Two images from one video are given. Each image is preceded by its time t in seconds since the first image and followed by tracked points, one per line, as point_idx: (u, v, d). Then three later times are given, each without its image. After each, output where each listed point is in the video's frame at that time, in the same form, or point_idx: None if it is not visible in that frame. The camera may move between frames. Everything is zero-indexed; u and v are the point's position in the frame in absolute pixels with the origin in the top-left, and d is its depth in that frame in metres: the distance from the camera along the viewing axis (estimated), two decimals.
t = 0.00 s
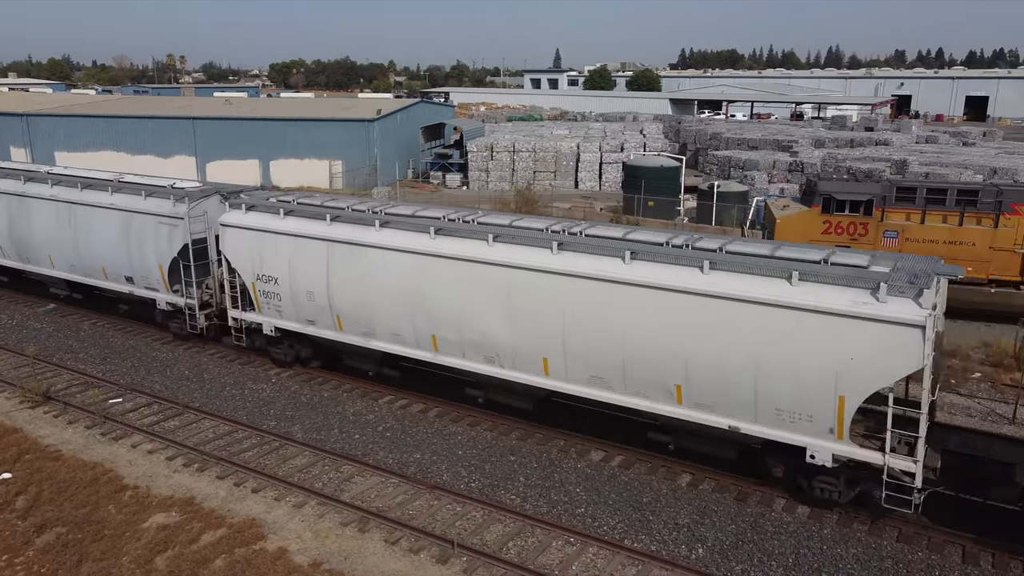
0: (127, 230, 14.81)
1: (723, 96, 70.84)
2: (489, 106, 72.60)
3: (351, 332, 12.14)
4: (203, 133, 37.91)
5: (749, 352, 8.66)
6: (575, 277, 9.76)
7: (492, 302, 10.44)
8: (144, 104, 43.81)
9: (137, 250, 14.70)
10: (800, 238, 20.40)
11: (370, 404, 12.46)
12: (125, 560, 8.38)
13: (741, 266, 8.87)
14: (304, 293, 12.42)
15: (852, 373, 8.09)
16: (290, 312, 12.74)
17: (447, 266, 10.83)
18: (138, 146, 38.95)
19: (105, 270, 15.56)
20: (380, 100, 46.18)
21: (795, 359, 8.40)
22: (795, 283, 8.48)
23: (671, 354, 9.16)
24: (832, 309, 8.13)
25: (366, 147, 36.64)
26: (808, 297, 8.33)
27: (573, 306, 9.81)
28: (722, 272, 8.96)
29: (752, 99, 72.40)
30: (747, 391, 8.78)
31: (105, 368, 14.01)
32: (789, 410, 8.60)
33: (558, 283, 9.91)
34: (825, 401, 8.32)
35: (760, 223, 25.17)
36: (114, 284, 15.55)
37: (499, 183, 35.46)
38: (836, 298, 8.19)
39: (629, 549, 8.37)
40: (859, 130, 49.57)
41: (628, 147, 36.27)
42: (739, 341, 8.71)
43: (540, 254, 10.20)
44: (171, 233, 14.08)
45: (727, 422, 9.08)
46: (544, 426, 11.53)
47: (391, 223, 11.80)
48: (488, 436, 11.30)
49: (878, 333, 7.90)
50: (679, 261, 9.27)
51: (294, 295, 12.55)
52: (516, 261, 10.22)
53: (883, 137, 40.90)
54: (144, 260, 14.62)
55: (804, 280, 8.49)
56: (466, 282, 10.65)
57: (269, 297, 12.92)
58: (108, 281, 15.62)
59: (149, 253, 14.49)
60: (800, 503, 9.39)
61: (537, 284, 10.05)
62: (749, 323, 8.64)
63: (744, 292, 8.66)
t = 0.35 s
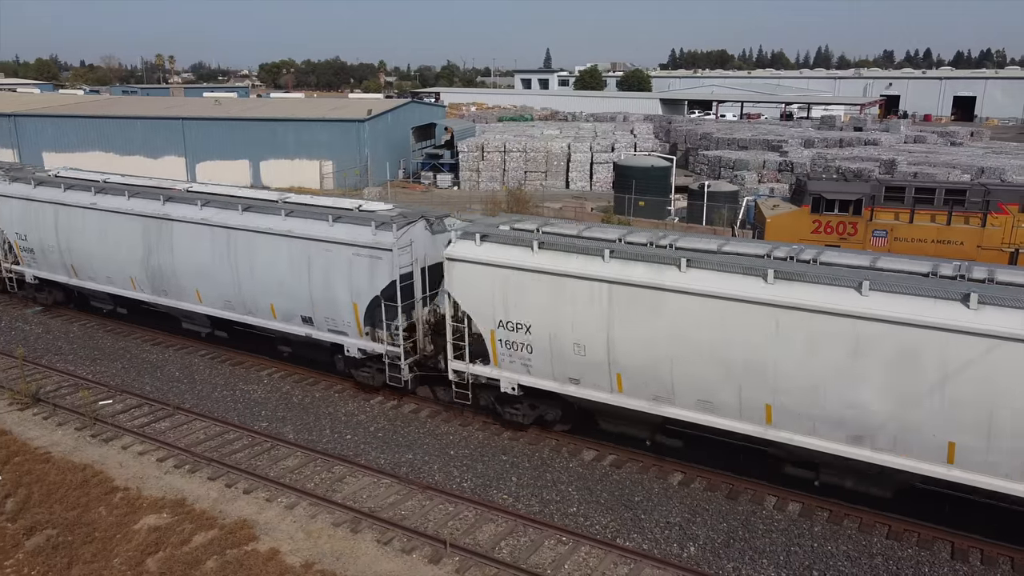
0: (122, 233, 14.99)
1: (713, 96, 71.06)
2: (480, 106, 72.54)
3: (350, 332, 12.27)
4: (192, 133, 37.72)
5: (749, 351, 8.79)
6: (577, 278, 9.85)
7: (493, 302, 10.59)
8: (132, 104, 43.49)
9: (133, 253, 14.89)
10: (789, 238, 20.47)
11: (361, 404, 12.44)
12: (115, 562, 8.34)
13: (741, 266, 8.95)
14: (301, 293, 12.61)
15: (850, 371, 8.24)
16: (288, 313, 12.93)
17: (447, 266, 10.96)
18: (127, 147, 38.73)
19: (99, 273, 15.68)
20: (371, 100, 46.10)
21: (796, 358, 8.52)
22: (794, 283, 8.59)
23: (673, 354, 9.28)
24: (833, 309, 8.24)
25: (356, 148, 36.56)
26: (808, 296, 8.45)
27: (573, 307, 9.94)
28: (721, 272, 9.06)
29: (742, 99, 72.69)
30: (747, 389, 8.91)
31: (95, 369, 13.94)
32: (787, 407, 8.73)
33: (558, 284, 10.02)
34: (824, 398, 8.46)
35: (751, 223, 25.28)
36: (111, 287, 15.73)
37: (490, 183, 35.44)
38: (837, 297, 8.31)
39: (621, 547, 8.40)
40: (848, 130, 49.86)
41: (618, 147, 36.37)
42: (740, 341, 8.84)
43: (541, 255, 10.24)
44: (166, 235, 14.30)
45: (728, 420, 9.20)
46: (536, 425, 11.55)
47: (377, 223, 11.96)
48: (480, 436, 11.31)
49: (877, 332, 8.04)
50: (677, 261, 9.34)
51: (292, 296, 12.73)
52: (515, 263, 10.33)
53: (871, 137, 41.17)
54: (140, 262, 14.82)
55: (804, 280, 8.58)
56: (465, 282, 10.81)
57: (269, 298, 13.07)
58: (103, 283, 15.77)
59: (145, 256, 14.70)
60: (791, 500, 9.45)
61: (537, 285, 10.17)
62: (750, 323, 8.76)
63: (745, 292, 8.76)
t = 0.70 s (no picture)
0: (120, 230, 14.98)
1: (711, 97, 71.16)
2: (478, 106, 72.58)
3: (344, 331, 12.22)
4: (190, 134, 37.68)
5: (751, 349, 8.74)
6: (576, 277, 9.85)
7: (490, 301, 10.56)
8: (130, 104, 43.44)
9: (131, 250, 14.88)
10: (786, 238, 20.50)
11: (360, 405, 12.43)
12: (114, 563, 8.33)
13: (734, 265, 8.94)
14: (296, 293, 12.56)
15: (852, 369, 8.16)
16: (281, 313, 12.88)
17: (444, 266, 10.93)
18: (126, 147, 38.68)
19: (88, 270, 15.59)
20: (370, 100, 46.11)
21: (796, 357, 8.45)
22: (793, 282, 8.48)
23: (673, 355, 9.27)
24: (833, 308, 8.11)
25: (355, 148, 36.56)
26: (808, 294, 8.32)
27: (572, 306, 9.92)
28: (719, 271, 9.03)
29: (740, 99, 72.82)
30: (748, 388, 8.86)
31: (93, 370, 13.92)
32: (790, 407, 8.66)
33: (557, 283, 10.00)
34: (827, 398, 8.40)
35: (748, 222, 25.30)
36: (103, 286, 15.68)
37: (489, 183, 35.46)
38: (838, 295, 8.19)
39: (620, 547, 8.41)
40: (846, 130, 50.00)
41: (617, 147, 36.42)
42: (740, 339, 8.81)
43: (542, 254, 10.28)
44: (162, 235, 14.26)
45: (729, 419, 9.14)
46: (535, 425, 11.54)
47: (371, 224, 11.99)
48: (479, 436, 11.31)
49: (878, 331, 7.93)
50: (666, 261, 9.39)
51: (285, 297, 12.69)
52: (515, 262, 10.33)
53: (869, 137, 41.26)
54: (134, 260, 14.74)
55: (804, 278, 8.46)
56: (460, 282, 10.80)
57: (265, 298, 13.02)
58: (91, 282, 15.54)
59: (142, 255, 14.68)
60: (790, 500, 9.46)
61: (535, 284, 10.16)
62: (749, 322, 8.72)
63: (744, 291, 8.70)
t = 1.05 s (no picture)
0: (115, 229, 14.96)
1: (711, 97, 71.17)
2: (479, 107, 72.60)
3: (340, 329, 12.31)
4: (190, 134, 37.69)
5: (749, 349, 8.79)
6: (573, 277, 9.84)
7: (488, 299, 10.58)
8: (131, 105, 43.46)
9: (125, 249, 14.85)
10: (786, 239, 20.51)
11: (360, 405, 12.42)
12: (115, 563, 8.34)
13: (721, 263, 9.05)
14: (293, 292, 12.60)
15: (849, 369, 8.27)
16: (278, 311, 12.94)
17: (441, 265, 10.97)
18: (126, 147, 38.70)
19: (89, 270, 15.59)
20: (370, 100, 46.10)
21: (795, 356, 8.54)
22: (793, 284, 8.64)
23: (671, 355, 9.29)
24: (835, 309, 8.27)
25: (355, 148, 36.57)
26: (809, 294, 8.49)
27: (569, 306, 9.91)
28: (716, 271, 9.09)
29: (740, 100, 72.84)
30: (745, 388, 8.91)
31: (94, 370, 13.93)
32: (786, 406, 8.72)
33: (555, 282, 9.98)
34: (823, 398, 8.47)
35: (749, 223, 25.32)
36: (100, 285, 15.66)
37: (489, 183, 35.45)
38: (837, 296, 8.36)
39: (621, 547, 8.41)
40: (847, 130, 50.00)
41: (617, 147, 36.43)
42: (737, 340, 8.85)
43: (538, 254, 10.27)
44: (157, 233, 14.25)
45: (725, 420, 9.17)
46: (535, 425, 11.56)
47: (366, 222, 11.97)
48: (479, 437, 11.31)
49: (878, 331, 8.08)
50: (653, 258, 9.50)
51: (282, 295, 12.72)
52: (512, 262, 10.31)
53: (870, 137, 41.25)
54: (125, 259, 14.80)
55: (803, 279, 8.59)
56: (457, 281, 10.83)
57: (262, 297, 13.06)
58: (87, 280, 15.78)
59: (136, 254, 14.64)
60: (791, 500, 9.46)
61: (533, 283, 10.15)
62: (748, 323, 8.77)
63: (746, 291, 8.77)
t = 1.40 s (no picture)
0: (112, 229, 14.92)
1: (711, 98, 71.24)
2: (479, 107, 72.67)
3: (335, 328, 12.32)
4: (190, 134, 37.69)
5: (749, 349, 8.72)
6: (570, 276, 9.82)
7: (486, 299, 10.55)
8: (131, 105, 43.44)
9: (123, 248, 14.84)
10: (787, 239, 20.52)
11: (360, 405, 12.42)
12: (116, 563, 8.34)
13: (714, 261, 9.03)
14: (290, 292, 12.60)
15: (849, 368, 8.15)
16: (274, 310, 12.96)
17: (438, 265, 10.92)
18: (126, 148, 38.71)
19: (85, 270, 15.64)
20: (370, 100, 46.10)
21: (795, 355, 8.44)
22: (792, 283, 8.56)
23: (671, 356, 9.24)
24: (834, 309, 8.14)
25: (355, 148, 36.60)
26: (808, 294, 8.38)
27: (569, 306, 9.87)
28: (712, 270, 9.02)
29: (740, 100, 72.87)
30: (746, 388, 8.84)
31: (95, 370, 13.92)
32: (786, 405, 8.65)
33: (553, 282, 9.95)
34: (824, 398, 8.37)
35: (749, 223, 25.34)
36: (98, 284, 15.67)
37: (489, 183, 35.46)
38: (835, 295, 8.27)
39: (621, 547, 8.41)
40: (847, 130, 50.05)
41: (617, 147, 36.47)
42: (731, 340, 8.84)
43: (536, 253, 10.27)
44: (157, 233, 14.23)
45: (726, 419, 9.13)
46: (536, 425, 11.56)
47: (364, 222, 11.97)
48: (480, 437, 11.31)
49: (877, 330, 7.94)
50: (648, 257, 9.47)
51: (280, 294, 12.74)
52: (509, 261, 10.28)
53: (870, 137, 41.25)
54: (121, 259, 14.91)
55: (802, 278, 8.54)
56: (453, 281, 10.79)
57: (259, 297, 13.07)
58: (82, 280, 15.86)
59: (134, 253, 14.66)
60: (791, 500, 9.46)
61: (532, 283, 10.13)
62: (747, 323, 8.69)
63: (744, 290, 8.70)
